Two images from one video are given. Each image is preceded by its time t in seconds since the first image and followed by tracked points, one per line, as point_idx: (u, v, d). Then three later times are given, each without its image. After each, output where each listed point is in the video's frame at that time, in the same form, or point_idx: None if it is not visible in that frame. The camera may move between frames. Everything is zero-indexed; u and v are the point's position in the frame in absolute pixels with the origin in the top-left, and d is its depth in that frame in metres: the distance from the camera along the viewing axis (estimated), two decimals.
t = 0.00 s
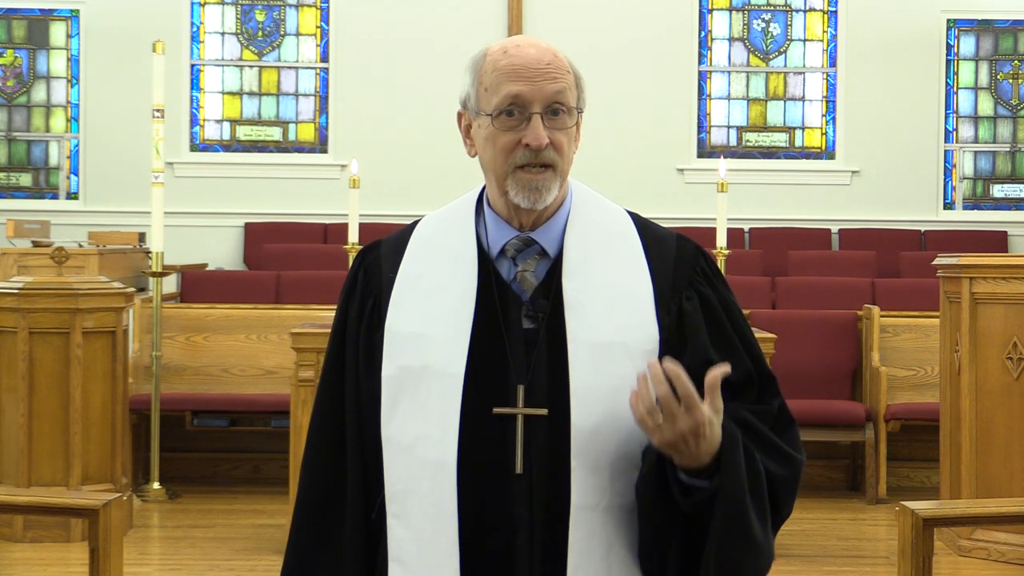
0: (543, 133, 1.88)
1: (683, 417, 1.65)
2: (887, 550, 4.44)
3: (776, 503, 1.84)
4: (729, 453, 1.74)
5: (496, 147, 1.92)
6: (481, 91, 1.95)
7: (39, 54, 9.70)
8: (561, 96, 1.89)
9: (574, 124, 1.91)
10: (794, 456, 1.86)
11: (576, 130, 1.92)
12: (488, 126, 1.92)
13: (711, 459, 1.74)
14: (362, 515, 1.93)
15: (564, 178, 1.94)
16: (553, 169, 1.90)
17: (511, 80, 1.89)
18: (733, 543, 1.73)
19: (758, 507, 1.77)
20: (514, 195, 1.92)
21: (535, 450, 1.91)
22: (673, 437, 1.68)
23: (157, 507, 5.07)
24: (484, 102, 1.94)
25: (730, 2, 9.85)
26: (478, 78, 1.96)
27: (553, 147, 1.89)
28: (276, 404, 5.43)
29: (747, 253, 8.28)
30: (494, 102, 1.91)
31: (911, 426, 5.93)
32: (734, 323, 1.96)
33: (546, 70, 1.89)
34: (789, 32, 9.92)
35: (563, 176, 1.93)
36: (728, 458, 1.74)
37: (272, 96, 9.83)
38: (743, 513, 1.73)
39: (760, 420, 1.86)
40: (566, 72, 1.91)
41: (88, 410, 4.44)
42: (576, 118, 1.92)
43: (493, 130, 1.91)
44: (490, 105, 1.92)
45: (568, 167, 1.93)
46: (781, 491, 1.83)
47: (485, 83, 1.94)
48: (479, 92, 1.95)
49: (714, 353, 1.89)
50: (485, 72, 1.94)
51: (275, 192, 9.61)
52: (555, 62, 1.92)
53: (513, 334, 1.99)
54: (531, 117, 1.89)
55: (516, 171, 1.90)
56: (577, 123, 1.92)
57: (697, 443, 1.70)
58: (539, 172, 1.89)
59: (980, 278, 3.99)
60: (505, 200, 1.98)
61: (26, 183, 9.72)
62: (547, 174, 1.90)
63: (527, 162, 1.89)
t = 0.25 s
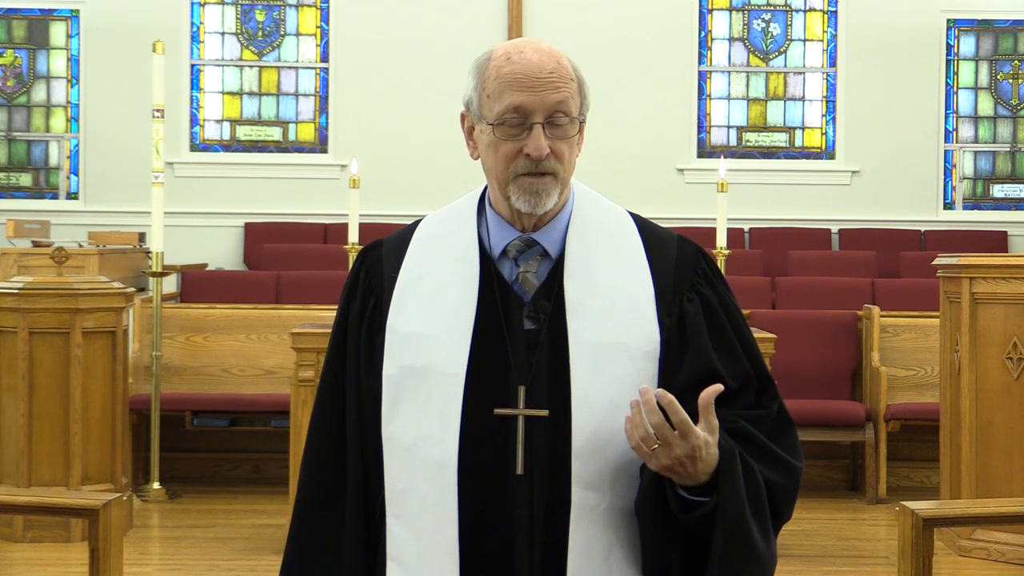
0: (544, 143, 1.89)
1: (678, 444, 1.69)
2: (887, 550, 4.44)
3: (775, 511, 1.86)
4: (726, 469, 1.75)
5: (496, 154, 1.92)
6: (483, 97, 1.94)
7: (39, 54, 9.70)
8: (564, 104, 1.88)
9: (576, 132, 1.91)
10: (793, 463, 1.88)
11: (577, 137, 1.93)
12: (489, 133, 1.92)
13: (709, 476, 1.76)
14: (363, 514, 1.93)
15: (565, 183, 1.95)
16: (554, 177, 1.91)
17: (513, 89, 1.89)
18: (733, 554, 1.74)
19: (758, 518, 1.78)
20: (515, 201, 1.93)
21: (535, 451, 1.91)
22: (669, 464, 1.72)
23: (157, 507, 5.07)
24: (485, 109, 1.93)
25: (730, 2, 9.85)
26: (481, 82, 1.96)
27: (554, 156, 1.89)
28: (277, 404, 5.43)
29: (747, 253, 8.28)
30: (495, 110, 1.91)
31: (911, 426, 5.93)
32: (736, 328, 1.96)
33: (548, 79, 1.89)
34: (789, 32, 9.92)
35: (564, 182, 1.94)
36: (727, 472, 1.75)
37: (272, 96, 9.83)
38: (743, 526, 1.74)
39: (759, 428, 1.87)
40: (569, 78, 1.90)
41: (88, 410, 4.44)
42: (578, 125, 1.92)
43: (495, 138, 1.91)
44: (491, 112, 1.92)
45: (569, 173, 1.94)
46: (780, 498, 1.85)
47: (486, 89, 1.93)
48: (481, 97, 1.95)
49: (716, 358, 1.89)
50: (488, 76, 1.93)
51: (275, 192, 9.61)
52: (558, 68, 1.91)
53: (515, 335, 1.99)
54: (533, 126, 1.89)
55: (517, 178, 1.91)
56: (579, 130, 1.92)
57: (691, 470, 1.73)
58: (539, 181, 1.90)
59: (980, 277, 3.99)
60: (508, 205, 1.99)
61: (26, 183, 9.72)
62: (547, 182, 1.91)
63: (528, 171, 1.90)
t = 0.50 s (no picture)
0: (542, 143, 1.89)
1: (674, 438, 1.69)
2: (887, 550, 4.44)
3: (776, 508, 1.85)
4: (725, 463, 1.74)
5: (494, 155, 1.92)
6: (481, 98, 1.94)
7: (39, 54, 9.70)
8: (560, 105, 1.89)
9: (574, 132, 1.91)
10: (792, 458, 1.88)
11: (575, 137, 1.92)
12: (488, 134, 1.92)
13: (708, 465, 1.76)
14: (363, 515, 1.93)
15: (563, 184, 1.94)
16: (552, 178, 1.91)
17: (510, 90, 1.89)
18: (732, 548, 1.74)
19: (758, 513, 1.78)
20: (513, 203, 1.93)
21: (536, 451, 1.91)
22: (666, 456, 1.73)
23: (157, 507, 5.07)
24: (483, 110, 1.93)
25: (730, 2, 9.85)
26: (478, 83, 1.96)
27: (551, 156, 1.89)
28: (276, 404, 5.43)
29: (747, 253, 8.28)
30: (493, 111, 1.91)
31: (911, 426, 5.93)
32: (736, 328, 1.97)
33: (545, 79, 1.89)
34: (789, 32, 9.92)
35: (562, 183, 1.94)
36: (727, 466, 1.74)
37: (272, 96, 9.83)
38: (742, 521, 1.74)
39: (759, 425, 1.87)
40: (565, 79, 1.91)
41: (89, 410, 4.44)
42: (576, 126, 1.92)
43: (493, 139, 1.91)
44: (489, 113, 1.92)
45: (567, 174, 1.94)
46: (781, 495, 1.85)
47: (484, 90, 1.93)
48: (479, 98, 1.95)
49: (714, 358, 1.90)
50: (485, 77, 1.94)
51: (275, 192, 9.61)
52: (555, 68, 1.91)
53: (515, 335, 1.99)
54: (530, 127, 1.89)
55: (515, 179, 1.91)
56: (577, 130, 1.92)
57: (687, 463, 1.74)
58: (537, 182, 1.90)
59: (980, 278, 3.99)
60: (506, 206, 1.99)
61: (26, 183, 9.72)
62: (545, 183, 1.91)
63: (526, 171, 1.90)
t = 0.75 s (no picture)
0: (534, 135, 1.89)
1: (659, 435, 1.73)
2: (887, 550, 4.44)
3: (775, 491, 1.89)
4: (715, 454, 1.78)
5: (488, 150, 1.92)
6: (474, 95, 1.95)
7: (39, 54, 9.70)
8: (552, 98, 1.89)
9: (566, 126, 1.91)
10: (790, 444, 1.90)
11: (567, 132, 1.92)
12: (481, 130, 1.93)
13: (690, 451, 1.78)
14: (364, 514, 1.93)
15: (558, 180, 1.93)
16: (546, 171, 1.90)
17: (502, 83, 1.90)
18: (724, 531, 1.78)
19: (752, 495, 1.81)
20: (508, 198, 1.91)
21: (537, 450, 1.90)
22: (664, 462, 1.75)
23: (157, 507, 5.07)
24: (476, 106, 1.94)
25: (730, 2, 9.85)
26: (471, 82, 1.97)
27: (544, 149, 1.89)
28: (276, 404, 5.43)
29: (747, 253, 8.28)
30: (485, 106, 1.91)
31: (911, 426, 5.93)
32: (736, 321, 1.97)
33: (536, 72, 1.90)
34: (789, 33, 9.93)
35: (557, 178, 1.93)
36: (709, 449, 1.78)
37: (272, 96, 9.83)
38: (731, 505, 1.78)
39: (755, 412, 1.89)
40: (558, 73, 1.92)
41: (89, 410, 4.44)
42: (568, 121, 1.92)
43: (486, 134, 1.91)
44: (481, 108, 1.92)
45: (562, 170, 1.93)
46: (779, 477, 1.88)
47: (477, 87, 1.94)
48: (472, 95, 1.95)
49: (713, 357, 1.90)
50: (477, 75, 1.94)
51: (275, 192, 9.61)
52: (546, 63, 1.92)
53: (515, 334, 1.99)
54: (522, 120, 1.89)
55: (508, 175, 1.91)
56: (570, 125, 1.92)
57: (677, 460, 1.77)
58: (531, 175, 1.89)
59: (980, 277, 3.99)
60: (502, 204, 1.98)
61: (26, 183, 9.71)
62: (540, 175, 1.90)
63: (519, 165, 1.89)
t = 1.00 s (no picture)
0: (523, 123, 1.89)
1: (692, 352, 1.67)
2: (887, 550, 4.44)
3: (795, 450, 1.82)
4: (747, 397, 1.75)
5: (480, 140, 1.92)
6: (467, 87, 1.96)
7: (39, 54, 9.70)
8: (543, 87, 1.90)
9: (558, 115, 1.92)
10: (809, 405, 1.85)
11: (559, 121, 1.92)
12: (473, 120, 1.93)
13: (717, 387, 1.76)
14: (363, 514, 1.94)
15: (552, 170, 1.93)
16: (535, 158, 1.89)
17: (492, 73, 1.90)
18: (749, 482, 1.75)
19: (780, 448, 1.78)
20: (499, 185, 1.91)
21: (537, 448, 1.91)
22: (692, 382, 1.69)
23: (157, 507, 5.07)
24: (469, 98, 1.95)
25: (730, 2, 9.85)
26: (465, 77, 1.98)
27: (534, 137, 1.89)
28: (276, 404, 5.43)
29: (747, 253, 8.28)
30: (476, 96, 1.92)
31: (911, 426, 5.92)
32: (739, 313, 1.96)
33: (527, 62, 1.91)
34: (789, 32, 9.92)
35: (549, 167, 1.92)
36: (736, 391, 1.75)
37: (272, 96, 9.83)
38: (759, 452, 1.75)
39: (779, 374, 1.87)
40: (550, 64, 1.92)
41: (89, 410, 4.44)
42: (560, 111, 1.92)
43: (477, 124, 1.92)
44: (473, 98, 1.93)
45: (554, 159, 1.92)
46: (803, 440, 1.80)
47: (470, 79, 1.95)
48: (466, 88, 1.96)
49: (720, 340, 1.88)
50: (471, 68, 1.96)
51: (275, 192, 9.61)
52: (538, 54, 1.93)
53: (515, 333, 1.99)
54: (512, 109, 1.90)
55: (499, 162, 1.90)
56: (562, 115, 1.93)
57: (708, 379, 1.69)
58: (520, 161, 1.89)
59: (980, 278, 3.99)
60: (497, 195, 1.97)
61: (26, 183, 9.72)
62: (529, 163, 1.89)
63: (510, 153, 1.89)
